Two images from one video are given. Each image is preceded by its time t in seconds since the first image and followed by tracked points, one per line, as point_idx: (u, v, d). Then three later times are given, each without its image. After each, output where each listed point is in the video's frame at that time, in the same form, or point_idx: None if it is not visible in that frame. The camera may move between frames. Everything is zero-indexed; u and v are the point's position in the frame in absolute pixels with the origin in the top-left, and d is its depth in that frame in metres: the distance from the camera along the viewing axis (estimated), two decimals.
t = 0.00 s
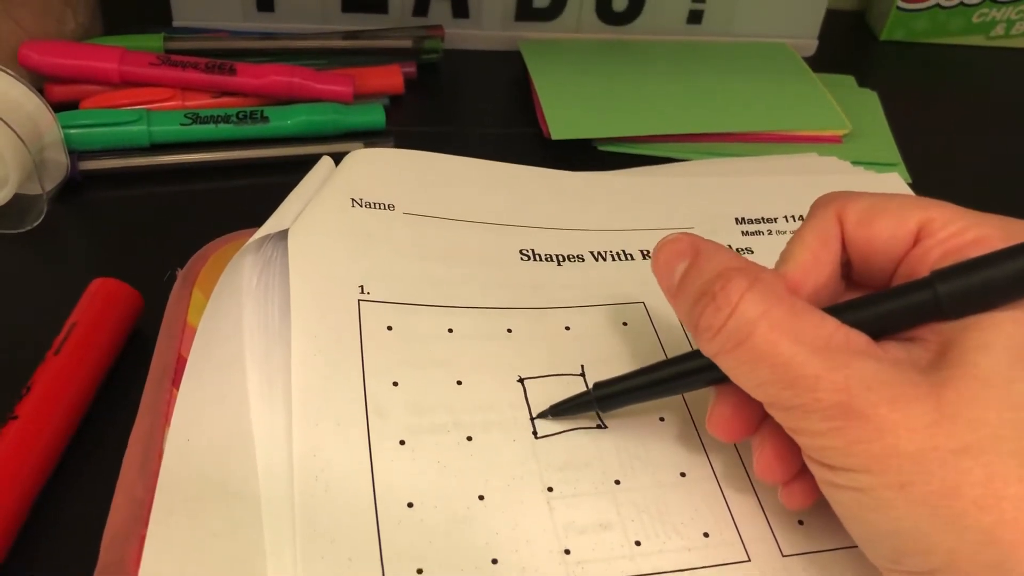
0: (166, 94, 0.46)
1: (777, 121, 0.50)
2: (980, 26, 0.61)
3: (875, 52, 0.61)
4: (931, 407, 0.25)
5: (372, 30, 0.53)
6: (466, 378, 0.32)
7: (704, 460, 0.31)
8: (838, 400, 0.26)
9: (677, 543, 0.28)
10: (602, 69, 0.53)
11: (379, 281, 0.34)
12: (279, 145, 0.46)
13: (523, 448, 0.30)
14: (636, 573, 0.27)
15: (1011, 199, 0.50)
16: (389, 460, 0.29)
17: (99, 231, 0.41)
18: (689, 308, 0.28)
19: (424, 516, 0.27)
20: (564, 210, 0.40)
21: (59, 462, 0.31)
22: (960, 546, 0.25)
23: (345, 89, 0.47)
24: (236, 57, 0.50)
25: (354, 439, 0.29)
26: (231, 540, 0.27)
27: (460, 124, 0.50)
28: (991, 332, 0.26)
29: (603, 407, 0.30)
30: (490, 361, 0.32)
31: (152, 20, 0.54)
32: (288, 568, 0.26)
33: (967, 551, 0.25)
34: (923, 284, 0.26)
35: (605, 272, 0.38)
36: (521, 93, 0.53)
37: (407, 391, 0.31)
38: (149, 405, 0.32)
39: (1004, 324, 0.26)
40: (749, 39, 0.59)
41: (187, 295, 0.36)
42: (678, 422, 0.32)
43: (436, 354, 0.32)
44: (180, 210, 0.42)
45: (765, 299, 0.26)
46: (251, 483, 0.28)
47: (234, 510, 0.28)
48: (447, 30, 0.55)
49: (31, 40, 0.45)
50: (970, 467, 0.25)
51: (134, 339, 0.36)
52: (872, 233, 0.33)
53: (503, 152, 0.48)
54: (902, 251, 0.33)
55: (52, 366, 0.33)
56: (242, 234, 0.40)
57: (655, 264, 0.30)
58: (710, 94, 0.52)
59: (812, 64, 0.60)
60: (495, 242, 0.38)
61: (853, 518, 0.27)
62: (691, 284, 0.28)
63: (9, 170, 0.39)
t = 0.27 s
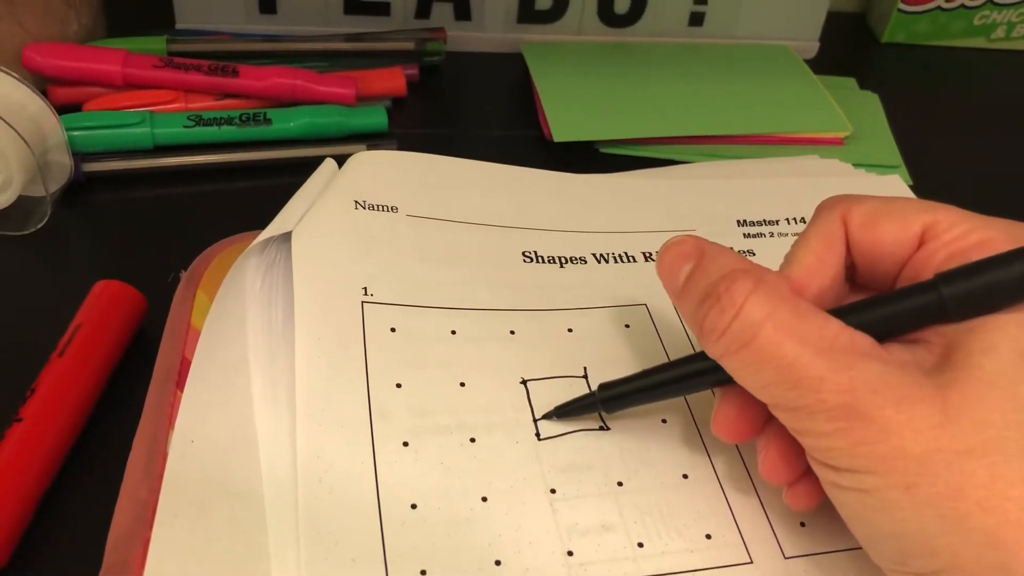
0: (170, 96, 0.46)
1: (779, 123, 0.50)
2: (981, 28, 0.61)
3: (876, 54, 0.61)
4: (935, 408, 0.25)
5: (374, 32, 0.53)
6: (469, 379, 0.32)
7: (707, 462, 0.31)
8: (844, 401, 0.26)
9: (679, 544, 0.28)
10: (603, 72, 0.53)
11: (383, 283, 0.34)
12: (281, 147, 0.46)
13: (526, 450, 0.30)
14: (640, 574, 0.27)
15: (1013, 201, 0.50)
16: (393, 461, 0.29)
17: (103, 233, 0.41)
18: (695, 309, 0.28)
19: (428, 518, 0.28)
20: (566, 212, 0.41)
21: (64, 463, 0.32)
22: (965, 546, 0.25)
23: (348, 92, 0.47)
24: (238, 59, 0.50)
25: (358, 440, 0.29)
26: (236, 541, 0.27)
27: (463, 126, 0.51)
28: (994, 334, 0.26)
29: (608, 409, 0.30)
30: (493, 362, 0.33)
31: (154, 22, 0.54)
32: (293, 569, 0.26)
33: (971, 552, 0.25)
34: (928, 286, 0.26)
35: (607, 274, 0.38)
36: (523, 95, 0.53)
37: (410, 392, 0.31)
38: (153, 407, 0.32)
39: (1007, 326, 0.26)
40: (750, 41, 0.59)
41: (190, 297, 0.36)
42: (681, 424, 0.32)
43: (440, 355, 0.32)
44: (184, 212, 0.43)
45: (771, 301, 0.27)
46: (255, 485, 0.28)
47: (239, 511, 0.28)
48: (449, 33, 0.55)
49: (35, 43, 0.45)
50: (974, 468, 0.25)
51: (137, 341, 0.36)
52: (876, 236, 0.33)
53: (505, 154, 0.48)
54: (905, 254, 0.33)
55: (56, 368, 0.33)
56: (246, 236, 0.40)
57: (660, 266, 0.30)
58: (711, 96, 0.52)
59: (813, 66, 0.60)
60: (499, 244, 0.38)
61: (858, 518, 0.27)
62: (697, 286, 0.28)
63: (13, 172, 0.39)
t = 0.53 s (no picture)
0: (169, 93, 0.46)
1: (780, 121, 0.50)
2: (982, 27, 0.61)
3: (877, 53, 0.61)
4: (936, 407, 0.25)
5: (374, 30, 0.53)
6: (468, 378, 0.32)
7: (707, 461, 0.31)
8: (843, 401, 0.26)
9: (679, 543, 0.28)
10: (603, 70, 0.53)
11: (382, 281, 0.34)
12: (280, 145, 0.46)
13: (525, 448, 0.30)
14: (639, 573, 0.27)
15: (1014, 200, 0.50)
16: (391, 459, 0.29)
17: (102, 231, 0.41)
18: (693, 308, 0.28)
19: (427, 517, 0.28)
20: (566, 211, 0.40)
21: (61, 462, 0.31)
22: (965, 546, 0.25)
23: (348, 90, 0.47)
24: (238, 57, 0.50)
25: (356, 438, 0.29)
26: (234, 541, 0.27)
27: (462, 124, 0.50)
28: (995, 333, 0.26)
29: (607, 408, 0.30)
30: (493, 361, 0.32)
31: (153, 21, 0.54)
32: (290, 568, 0.26)
33: (972, 551, 0.25)
34: (928, 285, 0.26)
35: (607, 273, 0.38)
36: (522, 94, 0.53)
37: (409, 391, 0.31)
38: (152, 406, 0.32)
39: (1008, 325, 0.26)
40: (750, 40, 0.59)
41: (189, 295, 0.36)
42: (681, 423, 0.32)
43: (438, 354, 0.32)
44: (183, 210, 0.42)
45: (769, 300, 0.26)
46: (253, 484, 0.28)
47: (236, 510, 0.28)
48: (449, 31, 0.55)
49: (34, 40, 0.45)
50: (975, 467, 0.25)
51: (136, 339, 0.36)
52: (875, 235, 0.33)
53: (505, 152, 0.48)
54: (905, 253, 0.33)
55: (54, 366, 0.33)
56: (244, 234, 0.40)
57: (659, 265, 0.30)
58: (711, 95, 0.52)
59: (814, 64, 0.60)
60: (498, 243, 0.38)
61: (858, 518, 0.27)
62: (696, 284, 0.28)
63: (11, 169, 0.39)
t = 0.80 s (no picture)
0: (171, 95, 0.46)
1: (781, 123, 0.50)
2: (983, 29, 0.61)
3: (878, 54, 0.61)
4: (940, 410, 0.25)
5: (376, 32, 0.53)
6: (470, 380, 0.32)
7: (708, 464, 0.31)
8: (847, 405, 0.26)
9: (680, 545, 0.28)
10: (604, 71, 0.53)
11: (384, 283, 0.34)
12: (282, 146, 0.46)
13: (528, 450, 0.30)
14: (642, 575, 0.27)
15: (1015, 202, 0.50)
16: (394, 461, 0.29)
17: (104, 233, 0.41)
18: (696, 312, 0.28)
19: (429, 518, 0.28)
20: (568, 213, 0.40)
21: (64, 463, 0.32)
22: (968, 548, 0.25)
23: (349, 91, 0.47)
24: (240, 59, 0.50)
25: (359, 440, 0.29)
26: (238, 542, 0.27)
27: (463, 126, 0.50)
28: (997, 337, 0.26)
29: (611, 413, 0.30)
30: (495, 363, 0.33)
31: (155, 22, 0.54)
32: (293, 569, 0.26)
33: (975, 554, 0.25)
34: (932, 288, 0.26)
35: (609, 275, 0.38)
36: (524, 95, 0.53)
37: (411, 393, 0.31)
38: (154, 407, 0.32)
39: (1010, 329, 0.26)
40: (752, 41, 0.59)
41: (191, 297, 0.36)
42: (682, 425, 0.32)
43: (440, 356, 0.32)
44: (185, 211, 0.42)
45: (772, 304, 0.26)
46: (256, 485, 0.28)
47: (239, 512, 0.28)
48: (450, 32, 0.55)
49: (36, 42, 0.45)
50: (978, 471, 0.25)
51: (138, 340, 0.36)
52: (877, 238, 0.33)
53: (506, 154, 0.48)
54: (907, 257, 0.33)
55: (57, 367, 0.33)
56: (246, 235, 0.40)
57: (666, 272, 0.30)
58: (712, 96, 0.52)
59: (815, 66, 0.60)
60: (500, 245, 0.38)
61: (860, 521, 0.27)
62: (700, 288, 0.28)
63: (14, 170, 0.39)
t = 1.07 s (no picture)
0: (172, 95, 0.46)
1: (782, 124, 0.50)
2: (983, 30, 0.61)
3: (878, 55, 0.61)
4: (941, 412, 0.25)
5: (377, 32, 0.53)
6: (471, 380, 0.32)
7: (708, 465, 0.31)
8: (849, 407, 0.26)
9: (681, 545, 0.28)
10: (604, 72, 0.53)
11: (386, 284, 0.34)
12: (283, 147, 0.46)
13: (529, 451, 0.30)
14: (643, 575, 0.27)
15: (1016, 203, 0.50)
16: (394, 461, 0.29)
17: (106, 233, 0.41)
18: (700, 316, 0.28)
19: (430, 518, 0.28)
20: (569, 213, 0.41)
21: (66, 463, 0.32)
22: (970, 550, 0.25)
23: (351, 92, 0.47)
24: (241, 59, 0.50)
25: (360, 440, 0.29)
26: (239, 542, 0.27)
27: (464, 126, 0.50)
28: (999, 338, 0.26)
29: (616, 420, 0.30)
30: (497, 363, 0.33)
31: (156, 22, 0.54)
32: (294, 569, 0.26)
33: (977, 556, 0.25)
34: (935, 290, 0.26)
35: (610, 276, 0.38)
36: (524, 95, 0.54)
37: (413, 393, 0.31)
38: (156, 407, 0.32)
39: (1011, 330, 0.26)
40: (752, 42, 0.59)
41: (193, 297, 0.36)
42: (682, 426, 0.32)
43: (442, 357, 0.32)
44: (187, 212, 0.43)
45: (774, 308, 0.27)
46: (257, 485, 0.28)
47: (240, 512, 0.28)
48: (451, 33, 0.55)
49: (38, 42, 0.45)
50: (980, 472, 0.25)
51: (140, 340, 0.36)
52: (878, 241, 0.33)
53: (507, 155, 0.48)
54: (908, 259, 0.33)
55: (59, 367, 0.33)
56: (248, 236, 0.40)
57: (676, 279, 0.31)
58: (713, 97, 0.52)
59: (815, 67, 0.60)
60: (502, 246, 0.38)
61: (861, 522, 0.27)
62: (705, 293, 0.29)
63: (15, 170, 0.39)
